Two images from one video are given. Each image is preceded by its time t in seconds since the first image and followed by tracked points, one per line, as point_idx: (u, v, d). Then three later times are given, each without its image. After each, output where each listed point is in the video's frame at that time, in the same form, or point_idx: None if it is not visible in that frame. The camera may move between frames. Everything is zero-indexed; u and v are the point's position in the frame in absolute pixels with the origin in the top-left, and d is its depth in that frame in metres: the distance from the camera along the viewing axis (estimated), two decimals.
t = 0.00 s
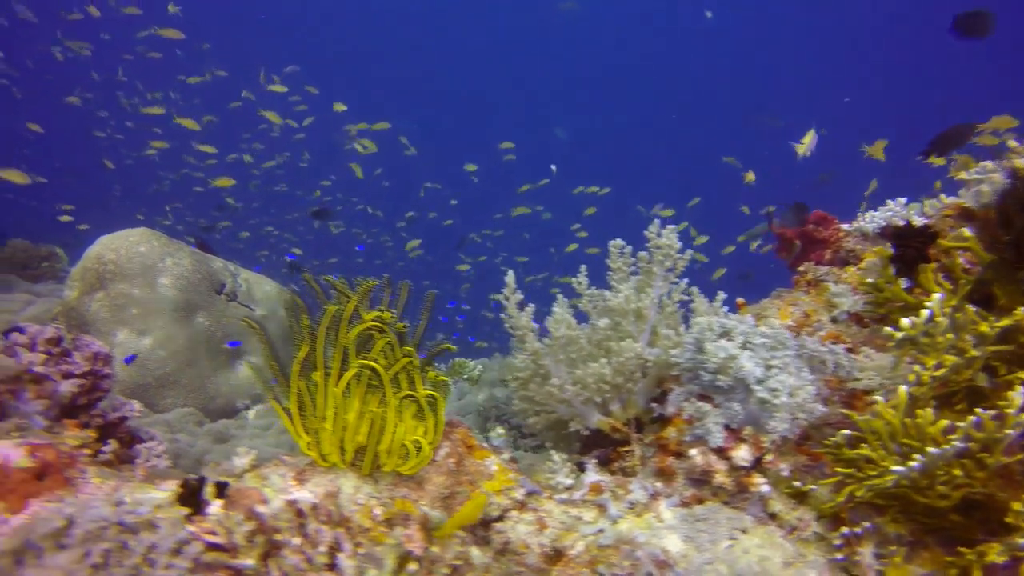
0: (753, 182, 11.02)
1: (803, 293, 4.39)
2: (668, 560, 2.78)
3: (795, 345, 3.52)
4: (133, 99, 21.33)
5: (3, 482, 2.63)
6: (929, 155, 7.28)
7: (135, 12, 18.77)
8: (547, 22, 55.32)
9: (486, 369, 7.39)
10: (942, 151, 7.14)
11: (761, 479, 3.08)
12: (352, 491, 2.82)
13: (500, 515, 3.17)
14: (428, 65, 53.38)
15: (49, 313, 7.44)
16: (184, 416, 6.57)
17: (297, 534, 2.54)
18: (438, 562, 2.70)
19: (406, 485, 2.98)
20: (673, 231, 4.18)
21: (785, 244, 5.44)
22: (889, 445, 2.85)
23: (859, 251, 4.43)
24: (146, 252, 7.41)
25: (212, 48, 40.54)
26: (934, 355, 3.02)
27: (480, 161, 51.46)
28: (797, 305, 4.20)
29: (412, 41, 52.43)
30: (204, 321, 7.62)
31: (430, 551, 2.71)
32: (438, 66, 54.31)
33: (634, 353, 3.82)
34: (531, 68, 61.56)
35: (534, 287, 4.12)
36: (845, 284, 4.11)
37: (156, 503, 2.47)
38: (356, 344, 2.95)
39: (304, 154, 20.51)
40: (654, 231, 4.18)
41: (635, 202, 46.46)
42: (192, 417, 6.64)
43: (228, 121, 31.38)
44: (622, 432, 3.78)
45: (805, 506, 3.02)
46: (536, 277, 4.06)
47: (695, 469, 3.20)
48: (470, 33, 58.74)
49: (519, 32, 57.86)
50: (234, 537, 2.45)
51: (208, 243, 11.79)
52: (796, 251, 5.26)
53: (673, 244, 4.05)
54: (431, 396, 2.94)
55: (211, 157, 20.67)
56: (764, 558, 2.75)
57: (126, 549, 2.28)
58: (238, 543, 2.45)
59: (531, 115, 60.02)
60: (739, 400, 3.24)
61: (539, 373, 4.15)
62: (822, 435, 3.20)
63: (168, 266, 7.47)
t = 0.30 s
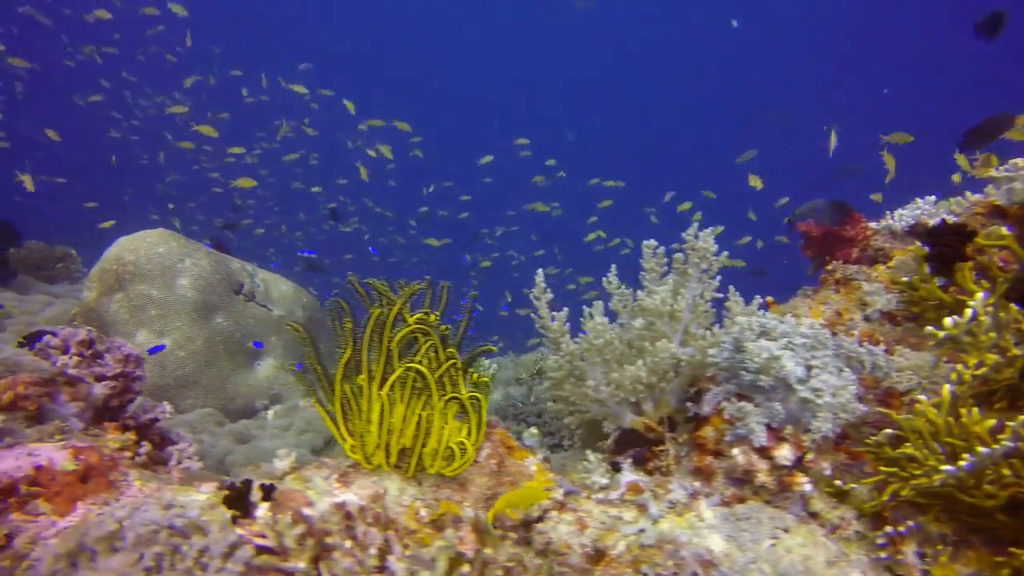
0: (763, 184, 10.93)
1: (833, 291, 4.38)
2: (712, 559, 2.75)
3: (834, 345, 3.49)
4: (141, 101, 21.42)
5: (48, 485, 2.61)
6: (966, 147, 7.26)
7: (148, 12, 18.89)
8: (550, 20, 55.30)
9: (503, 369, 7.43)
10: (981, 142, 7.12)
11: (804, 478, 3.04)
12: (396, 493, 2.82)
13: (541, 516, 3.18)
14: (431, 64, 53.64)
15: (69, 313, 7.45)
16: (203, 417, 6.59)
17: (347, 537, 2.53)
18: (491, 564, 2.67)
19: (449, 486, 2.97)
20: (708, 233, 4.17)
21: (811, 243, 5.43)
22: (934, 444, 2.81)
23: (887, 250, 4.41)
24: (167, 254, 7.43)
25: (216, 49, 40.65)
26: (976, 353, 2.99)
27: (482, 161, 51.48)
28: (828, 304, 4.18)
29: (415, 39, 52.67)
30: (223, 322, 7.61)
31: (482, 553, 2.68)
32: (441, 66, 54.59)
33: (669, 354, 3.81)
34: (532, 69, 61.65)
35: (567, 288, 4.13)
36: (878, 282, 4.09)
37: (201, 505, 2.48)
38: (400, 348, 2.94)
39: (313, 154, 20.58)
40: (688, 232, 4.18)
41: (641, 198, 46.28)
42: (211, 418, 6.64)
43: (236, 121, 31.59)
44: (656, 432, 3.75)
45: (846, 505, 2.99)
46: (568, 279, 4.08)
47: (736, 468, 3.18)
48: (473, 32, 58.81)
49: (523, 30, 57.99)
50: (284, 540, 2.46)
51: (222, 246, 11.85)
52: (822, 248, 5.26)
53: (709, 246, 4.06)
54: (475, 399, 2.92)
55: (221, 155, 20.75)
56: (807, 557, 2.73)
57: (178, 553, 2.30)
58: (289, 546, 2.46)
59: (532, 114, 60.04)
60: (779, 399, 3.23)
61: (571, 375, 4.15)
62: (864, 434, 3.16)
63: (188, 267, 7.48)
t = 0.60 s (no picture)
0: (774, 182, 10.86)
1: (855, 290, 4.37)
2: (746, 559, 2.72)
3: (861, 343, 3.47)
4: (146, 102, 21.49)
5: (83, 488, 2.59)
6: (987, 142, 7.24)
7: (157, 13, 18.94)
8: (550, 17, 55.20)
9: (515, 369, 7.46)
10: (1003, 136, 7.10)
11: (836, 477, 3.04)
12: (429, 495, 2.83)
13: (570, 517, 3.17)
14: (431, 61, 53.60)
15: (82, 315, 7.45)
16: (218, 418, 6.59)
17: (384, 539, 2.53)
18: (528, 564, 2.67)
19: (481, 488, 2.97)
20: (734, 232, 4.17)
21: (829, 240, 5.42)
22: (969, 444, 2.79)
23: (909, 247, 4.39)
24: (180, 255, 7.42)
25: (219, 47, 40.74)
26: (1010, 353, 2.97)
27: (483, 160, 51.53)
28: (851, 302, 4.16)
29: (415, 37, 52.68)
30: (236, 323, 7.61)
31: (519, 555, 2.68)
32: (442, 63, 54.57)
33: (696, 353, 3.79)
34: (532, 67, 61.71)
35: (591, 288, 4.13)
36: (901, 280, 4.07)
37: (238, 508, 2.48)
38: (434, 350, 2.94)
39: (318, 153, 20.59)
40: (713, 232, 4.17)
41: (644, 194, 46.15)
42: (226, 418, 6.65)
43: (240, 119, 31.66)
44: (681, 431, 3.73)
45: (877, 504, 2.99)
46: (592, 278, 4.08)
47: (766, 468, 3.16)
48: (474, 32, 58.68)
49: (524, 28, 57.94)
50: (321, 544, 2.46)
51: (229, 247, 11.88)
52: (840, 246, 5.26)
53: (735, 246, 4.05)
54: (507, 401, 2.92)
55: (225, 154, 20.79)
56: (841, 557, 2.72)
57: (218, 556, 2.30)
58: (327, 550, 2.45)
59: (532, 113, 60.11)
60: (809, 398, 3.22)
61: (595, 374, 4.15)
62: (894, 433, 3.15)
63: (201, 268, 7.47)
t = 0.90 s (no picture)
0: (788, 179, 10.79)
1: (874, 286, 4.39)
2: (778, 558, 2.66)
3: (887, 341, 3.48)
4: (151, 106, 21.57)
5: (119, 493, 2.60)
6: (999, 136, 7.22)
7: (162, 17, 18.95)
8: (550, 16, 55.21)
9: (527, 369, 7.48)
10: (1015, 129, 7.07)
11: (866, 475, 3.04)
12: (462, 497, 2.84)
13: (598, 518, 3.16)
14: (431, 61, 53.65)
15: (95, 320, 7.46)
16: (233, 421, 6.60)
17: (420, 543, 2.53)
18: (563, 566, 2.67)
19: (511, 490, 2.98)
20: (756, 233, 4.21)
21: (845, 237, 5.43)
22: (1002, 441, 2.80)
23: (928, 243, 4.40)
24: (192, 259, 7.42)
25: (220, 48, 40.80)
26: None
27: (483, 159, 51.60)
28: (872, 299, 4.16)
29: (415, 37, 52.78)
30: (248, 327, 7.60)
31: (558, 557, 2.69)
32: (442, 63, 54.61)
33: (720, 352, 3.79)
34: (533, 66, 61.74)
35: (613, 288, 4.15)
36: (923, 276, 4.08)
37: (273, 514, 2.48)
38: (468, 352, 2.98)
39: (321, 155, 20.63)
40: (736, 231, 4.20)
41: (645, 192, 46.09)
42: (241, 422, 6.66)
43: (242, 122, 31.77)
44: (705, 430, 3.74)
45: (908, 501, 2.99)
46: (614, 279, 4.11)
47: (796, 466, 3.15)
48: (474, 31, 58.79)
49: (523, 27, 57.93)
50: (358, 547, 2.46)
51: (238, 251, 11.91)
52: (856, 244, 5.27)
53: (758, 246, 4.08)
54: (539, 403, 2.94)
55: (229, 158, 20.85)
56: (872, 554, 2.71)
57: (256, 561, 2.30)
58: (364, 553, 2.45)
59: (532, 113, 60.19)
60: (836, 396, 3.23)
61: (617, 374, 4.17)
62: (922, 430, 3.16)
63: (212, 272, 7.46)
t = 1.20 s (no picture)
0: (802, 178, 10.77)
1: (897, 284, 4.37)
2: (811, 557, 2.63)
3: (914, 339, 3.48)
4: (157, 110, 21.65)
5: (154, 498, 2.61)
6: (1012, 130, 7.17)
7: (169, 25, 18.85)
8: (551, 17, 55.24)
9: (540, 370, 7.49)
10: None
11: (899, 475, 3.03)
12: (495, 499, 2.85)
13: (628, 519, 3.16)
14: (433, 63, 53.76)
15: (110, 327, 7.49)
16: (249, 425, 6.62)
17: (456, 545, 2.54)
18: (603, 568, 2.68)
19: (542, 492, 2.99)
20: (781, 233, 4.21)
21: (863, 234, 5.40)
22: None
23: (952, 241, 4.38)
24: (206, 265, 7.45)
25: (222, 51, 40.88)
26: None
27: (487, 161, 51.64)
28: (895, 296, 4.14)
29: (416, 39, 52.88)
30: (262, 332, 7.63)
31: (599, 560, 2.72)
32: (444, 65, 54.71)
33: (744, 351, 3.79)
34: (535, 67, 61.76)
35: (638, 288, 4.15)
36: (948, 274, 4.07)
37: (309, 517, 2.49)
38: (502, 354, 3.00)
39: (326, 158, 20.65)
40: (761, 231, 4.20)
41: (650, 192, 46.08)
42: (257, 425, 6.68)
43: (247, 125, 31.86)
44: (729, 430, 3.74)
45: (940, 501, 2.98)
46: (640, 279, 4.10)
47: (826, 464, 3.14)
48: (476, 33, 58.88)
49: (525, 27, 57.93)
50: (395, 550, 2.46)
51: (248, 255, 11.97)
52: (875, 242, 5.24)
53: (784, 247, 4.09)
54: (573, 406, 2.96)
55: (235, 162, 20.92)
56: (907, 555, 2.70)
57: (295, 565, 2.29)
58: (401, 557, 2.45)
59: (532, 113, 60.22)
60: (866, 395, 3.23)
61: (642, 375, 4.17)
62: (953, 429, 3.15)
63: (226, 277, 7.50)
